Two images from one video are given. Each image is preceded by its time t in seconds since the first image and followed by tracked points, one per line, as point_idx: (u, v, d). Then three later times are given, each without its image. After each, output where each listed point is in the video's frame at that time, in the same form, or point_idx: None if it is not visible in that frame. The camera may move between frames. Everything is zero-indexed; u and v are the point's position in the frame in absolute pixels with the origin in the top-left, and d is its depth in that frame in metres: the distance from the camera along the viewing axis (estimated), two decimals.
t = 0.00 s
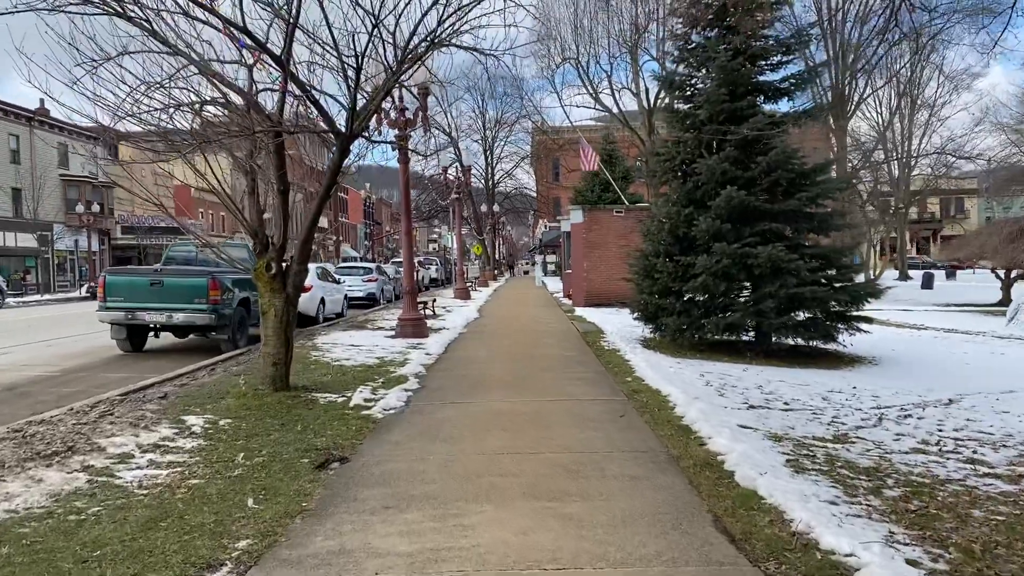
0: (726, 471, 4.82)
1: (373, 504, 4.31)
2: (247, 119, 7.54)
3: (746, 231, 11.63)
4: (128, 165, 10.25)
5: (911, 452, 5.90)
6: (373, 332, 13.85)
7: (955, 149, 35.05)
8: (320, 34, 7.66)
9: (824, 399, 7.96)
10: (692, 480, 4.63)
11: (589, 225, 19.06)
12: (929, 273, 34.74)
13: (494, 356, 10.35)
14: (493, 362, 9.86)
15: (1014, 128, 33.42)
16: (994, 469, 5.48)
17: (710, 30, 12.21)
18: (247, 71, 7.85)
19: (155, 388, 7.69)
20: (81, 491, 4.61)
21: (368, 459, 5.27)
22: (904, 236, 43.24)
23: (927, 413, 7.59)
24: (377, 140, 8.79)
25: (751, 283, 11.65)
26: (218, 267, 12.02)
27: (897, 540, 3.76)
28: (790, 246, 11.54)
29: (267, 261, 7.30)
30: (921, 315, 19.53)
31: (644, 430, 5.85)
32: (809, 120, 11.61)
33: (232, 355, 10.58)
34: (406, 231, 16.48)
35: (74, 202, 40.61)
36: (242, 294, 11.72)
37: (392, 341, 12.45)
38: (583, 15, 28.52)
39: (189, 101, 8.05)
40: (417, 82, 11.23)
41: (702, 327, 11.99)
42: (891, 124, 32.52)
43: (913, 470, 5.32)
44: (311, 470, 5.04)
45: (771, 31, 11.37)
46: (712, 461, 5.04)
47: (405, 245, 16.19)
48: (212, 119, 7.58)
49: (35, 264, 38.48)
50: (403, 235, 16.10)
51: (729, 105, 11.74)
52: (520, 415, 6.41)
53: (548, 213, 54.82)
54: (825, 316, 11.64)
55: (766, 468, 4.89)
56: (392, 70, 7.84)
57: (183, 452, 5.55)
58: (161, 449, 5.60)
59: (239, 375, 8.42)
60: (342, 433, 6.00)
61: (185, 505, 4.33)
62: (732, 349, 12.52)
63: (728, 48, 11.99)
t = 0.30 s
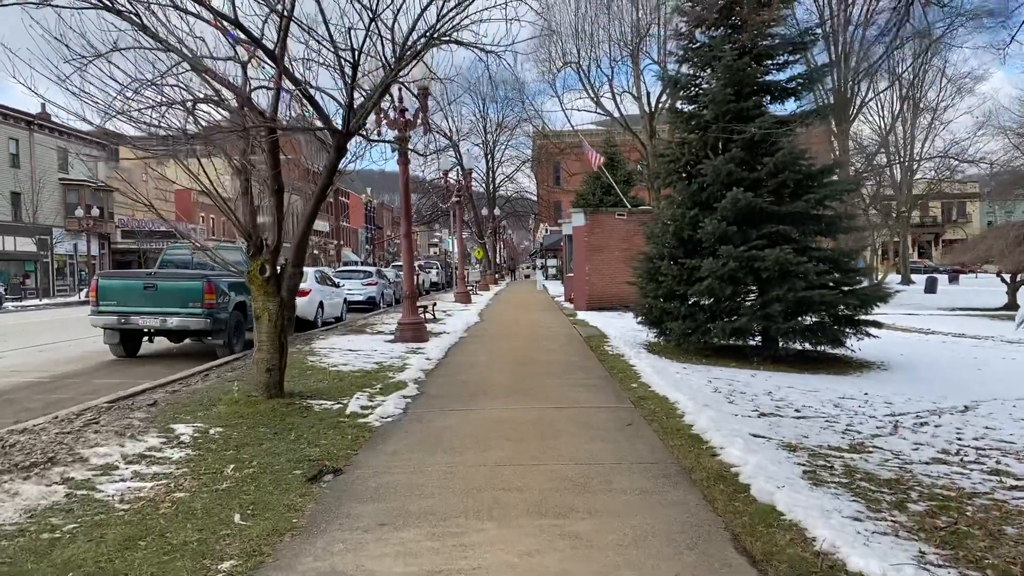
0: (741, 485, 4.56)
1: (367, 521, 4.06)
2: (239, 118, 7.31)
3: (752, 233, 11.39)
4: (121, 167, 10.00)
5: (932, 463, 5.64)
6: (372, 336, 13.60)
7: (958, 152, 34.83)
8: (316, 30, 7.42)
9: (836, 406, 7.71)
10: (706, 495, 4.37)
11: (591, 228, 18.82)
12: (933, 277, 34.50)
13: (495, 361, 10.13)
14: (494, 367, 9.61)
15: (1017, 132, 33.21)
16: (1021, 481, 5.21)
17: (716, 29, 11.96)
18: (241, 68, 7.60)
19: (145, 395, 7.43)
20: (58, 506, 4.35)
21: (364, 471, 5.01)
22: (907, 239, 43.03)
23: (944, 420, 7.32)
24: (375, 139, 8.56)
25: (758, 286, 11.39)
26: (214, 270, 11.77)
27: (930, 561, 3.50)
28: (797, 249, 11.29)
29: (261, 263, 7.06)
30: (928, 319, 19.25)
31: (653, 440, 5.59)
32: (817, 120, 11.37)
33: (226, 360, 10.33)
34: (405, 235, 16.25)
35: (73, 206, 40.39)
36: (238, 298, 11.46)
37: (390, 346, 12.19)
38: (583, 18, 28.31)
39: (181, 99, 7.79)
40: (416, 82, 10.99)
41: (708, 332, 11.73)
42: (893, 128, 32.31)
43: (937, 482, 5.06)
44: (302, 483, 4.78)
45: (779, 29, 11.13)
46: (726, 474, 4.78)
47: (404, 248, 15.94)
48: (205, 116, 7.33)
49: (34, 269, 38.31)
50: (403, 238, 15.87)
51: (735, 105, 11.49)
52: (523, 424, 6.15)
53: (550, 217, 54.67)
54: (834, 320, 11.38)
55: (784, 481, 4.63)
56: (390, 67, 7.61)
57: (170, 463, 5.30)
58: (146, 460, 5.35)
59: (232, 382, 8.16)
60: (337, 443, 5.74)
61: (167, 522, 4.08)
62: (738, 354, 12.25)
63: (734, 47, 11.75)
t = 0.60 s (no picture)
0: (761, 505, 4.32)
1: (366, 545, 3.82)
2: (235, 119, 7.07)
3: (761, 237, 11.14)
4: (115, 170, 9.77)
5: (956, 479, 5.38)
6: (371, 342, 13.34)
7: (962, 156, 34.62)
8: (314, 28, 7.18)
9: (851, 417, 7.45)
10: (725, 517, 4.13)
11: (594, 232, 18.55)
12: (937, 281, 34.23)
13: (498, 369, 9.87)
14: (496, 375, 9.35)
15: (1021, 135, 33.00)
16: None
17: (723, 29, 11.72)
18: (237, 67, 7.36)
19: (136, 406, 7.18)
20: (37, 528, 4.11)
21: (363, 488, 4.77)
22: (910, 243, 42.79)
23: (964, 431, 7.06)
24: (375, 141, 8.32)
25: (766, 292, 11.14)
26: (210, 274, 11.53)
27: None
28: (806, 253, 11.04)
29: (256, 269, 6.79)
30: (936, 325, 18.97)
31: (665, 455, 5.34)
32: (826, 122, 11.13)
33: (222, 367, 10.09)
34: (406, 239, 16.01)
35: (72, 210, 40.14)
36: (235, 302, 11.22)
37: (391, 352, 11.94)
38: (584, 21, 28.12)
39: (174, 99, 7.56)
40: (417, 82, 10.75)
41: (715, 338, 11.48)
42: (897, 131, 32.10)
43: (965, 501, 4.80)
44: (297, 502, 4.54)
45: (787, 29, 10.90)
46: (744, 493, 4.53)
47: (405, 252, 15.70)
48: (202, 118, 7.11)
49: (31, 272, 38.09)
50: (403, 242, 15.62)
51: (743, 106, 11.24)
52: (528, 436, 5.91)
53: (550, 220, 54.43)
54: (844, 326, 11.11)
55: (806, 501, 4.38)
56: (390, 66, 7.37)
57: (158, 479, 5.05)
58: (134, 476, 5.10)
59: (228, 390, 7.92)
60: (334, 457, 5.50)
61: (151, 546, 3.83)
62: (746, 360, 12.00)
63: (741, 47, 11.51)
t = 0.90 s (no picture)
0: (783, 520, 4.06)
1: (361, 565, 3.55)
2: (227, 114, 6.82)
3: (768, 238, 10.89)
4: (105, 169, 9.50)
5: (984, 490, 5.11)
6: (369, 345, 13.06)
7: (963, 158, 34.45)
8: (309, 19, 6.92)
9: (866, 423, 7.19)
10: (745, 533, 3.86)
11: (595, 233, 18.31)
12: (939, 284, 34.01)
13: (498, 373, 9.62)
14: (496, 379, 9.09)
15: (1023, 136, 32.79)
16: None
17: (728, 26, 11.47)
18: (228, 61, 7.10)
19: (124, 413, 6.90)
20: (8, 547, 3.83)
21: (359, 502, 4.50)
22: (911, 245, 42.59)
23: (984, 439, 6.79)
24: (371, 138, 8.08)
25: (773, 294, 10.89)
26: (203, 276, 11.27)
27: None
28: (814, 254, 10.80)
29: (248, 270, 6.56)
30: (942, 327, 18.72)
31: (677, 466, 5.08)
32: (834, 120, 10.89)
33: (215, 371, 9.82)
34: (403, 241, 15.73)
35: (67, 212, 39.76)
36: (228, 305, 10.96)
37: (388, 356, 11.67)
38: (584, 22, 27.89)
39: (164, 94, 7.29)
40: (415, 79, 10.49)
41: (721, 341, 11.22)
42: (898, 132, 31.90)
43: (997, 514, 4.53)
44: (289, 516, 4.27)
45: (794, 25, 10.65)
46: (763, 506, 4.27)
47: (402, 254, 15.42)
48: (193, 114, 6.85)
49: (25, 274, 37.79)
50: (401, 244, 15.35)
51: (749, 104, 10.98)
52: (534, 445, 5.64)
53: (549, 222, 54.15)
54: (853, 328, 10.86)
55: (830, 515, 4.11)
56: (387, 59, 7.11)
57: (142, 491, 4.76)
58: (117, 488, 4.81)
59: (220, 396, 7.64)
60: (329, 467, 5.23)
61: (130, 565, 3.56)
62: (752, 364, 11.73)
63: (747, 44, 11.25)
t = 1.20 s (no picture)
0: (801, 540, 3.80)
1: None
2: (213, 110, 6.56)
3: (771, 238, 10.64)
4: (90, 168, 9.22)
5: (1008, 503, 4.85)
6: (364, 348, 12.78)
7: (962, 159, 34.24)
8: (298, 10, 6.66)
9: (877, 430, 6.94)
10: (760, 554, 3.61)
11: (594, 234, 18.06)
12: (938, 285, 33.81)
13: (495, 378, 9.36)
14: (494, 385, 8.82)
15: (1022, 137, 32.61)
16: None
17: (730, 22, 11.24)
18: (216, 55, 6.85)
19: (106, 420, 6.63)
20: None
21: (349, 518, 4.24)
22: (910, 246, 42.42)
23: (1001, 447, 6.53)
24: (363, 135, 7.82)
25: (777, 296, 10.64)
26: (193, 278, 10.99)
27: None
28: (819, 254, 10.55)
29: (235, 271, 6.29)
30: (945, 330, 18.48)
31: (684, 478, 4.82)
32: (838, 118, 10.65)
33: (204, 375, 9.54)
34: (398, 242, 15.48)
35: (60, 212, 39.46)
36: (218, 307, 10.68)
37: (383, 359, 11.40)
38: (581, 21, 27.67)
39: (149, 89, 7.01)
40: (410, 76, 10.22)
41: (723, 343, 10.97)
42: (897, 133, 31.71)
43: None
44: (275, 535, 4.01)
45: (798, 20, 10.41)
46: (779, 524, 4.01)
47: (398, 256, 15.17)
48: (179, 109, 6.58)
49: (18, 275, 37.50)
50: (396, 245, 15.09)
51: (752, 101, 10.74)
52: (535, 456, 5.38)
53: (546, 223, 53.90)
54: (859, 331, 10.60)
55: (851, 534, 3.85)
56: (380, 52, 6.85)
57: (120, 506, 4.49)
58: (93, 503, 4.54)
59: (207, 403, 7.37)
60: (318, 479, 4.97)
61: None
62: (755, 368, 11.48)
63: (749, 40, 11.02)
